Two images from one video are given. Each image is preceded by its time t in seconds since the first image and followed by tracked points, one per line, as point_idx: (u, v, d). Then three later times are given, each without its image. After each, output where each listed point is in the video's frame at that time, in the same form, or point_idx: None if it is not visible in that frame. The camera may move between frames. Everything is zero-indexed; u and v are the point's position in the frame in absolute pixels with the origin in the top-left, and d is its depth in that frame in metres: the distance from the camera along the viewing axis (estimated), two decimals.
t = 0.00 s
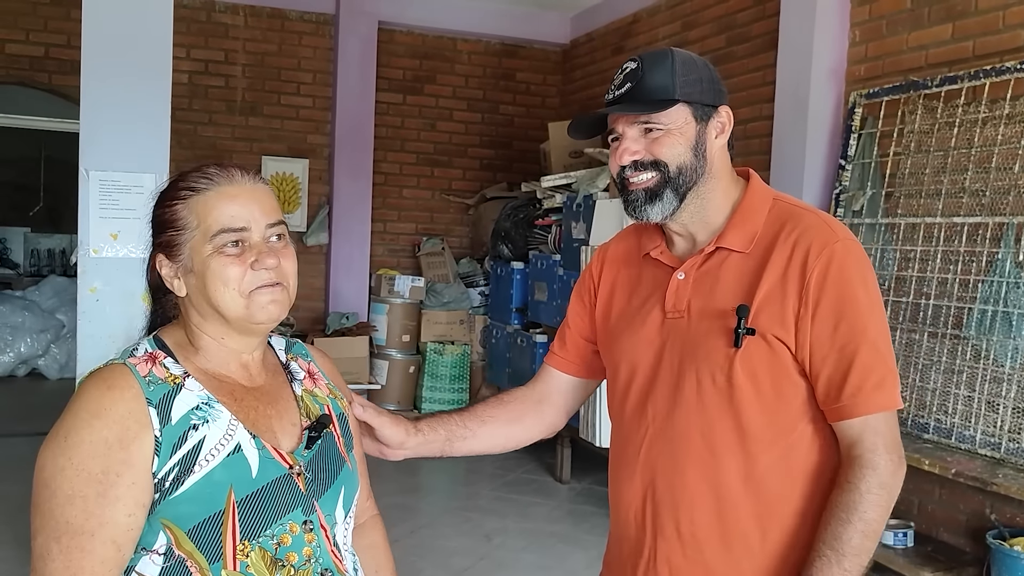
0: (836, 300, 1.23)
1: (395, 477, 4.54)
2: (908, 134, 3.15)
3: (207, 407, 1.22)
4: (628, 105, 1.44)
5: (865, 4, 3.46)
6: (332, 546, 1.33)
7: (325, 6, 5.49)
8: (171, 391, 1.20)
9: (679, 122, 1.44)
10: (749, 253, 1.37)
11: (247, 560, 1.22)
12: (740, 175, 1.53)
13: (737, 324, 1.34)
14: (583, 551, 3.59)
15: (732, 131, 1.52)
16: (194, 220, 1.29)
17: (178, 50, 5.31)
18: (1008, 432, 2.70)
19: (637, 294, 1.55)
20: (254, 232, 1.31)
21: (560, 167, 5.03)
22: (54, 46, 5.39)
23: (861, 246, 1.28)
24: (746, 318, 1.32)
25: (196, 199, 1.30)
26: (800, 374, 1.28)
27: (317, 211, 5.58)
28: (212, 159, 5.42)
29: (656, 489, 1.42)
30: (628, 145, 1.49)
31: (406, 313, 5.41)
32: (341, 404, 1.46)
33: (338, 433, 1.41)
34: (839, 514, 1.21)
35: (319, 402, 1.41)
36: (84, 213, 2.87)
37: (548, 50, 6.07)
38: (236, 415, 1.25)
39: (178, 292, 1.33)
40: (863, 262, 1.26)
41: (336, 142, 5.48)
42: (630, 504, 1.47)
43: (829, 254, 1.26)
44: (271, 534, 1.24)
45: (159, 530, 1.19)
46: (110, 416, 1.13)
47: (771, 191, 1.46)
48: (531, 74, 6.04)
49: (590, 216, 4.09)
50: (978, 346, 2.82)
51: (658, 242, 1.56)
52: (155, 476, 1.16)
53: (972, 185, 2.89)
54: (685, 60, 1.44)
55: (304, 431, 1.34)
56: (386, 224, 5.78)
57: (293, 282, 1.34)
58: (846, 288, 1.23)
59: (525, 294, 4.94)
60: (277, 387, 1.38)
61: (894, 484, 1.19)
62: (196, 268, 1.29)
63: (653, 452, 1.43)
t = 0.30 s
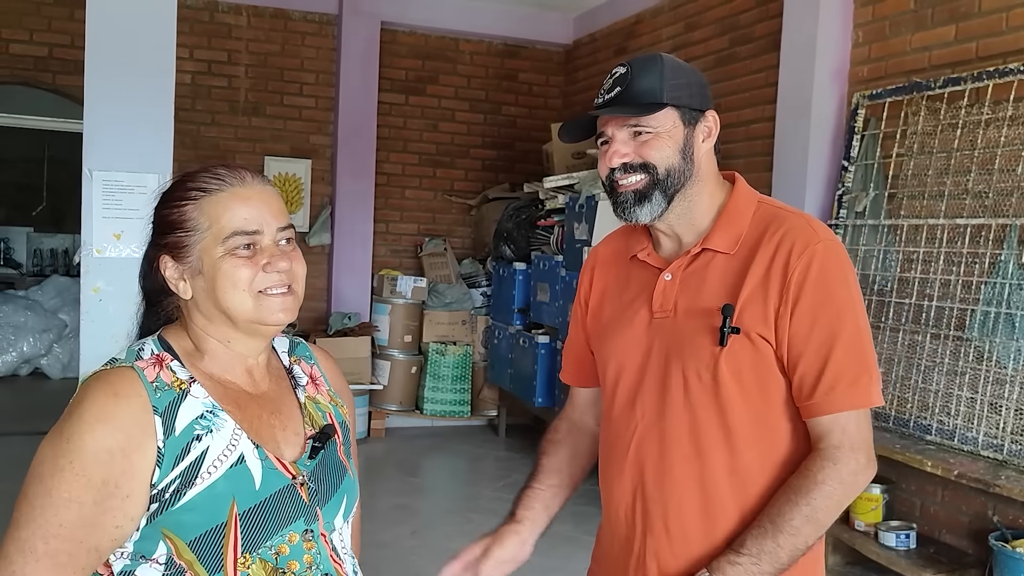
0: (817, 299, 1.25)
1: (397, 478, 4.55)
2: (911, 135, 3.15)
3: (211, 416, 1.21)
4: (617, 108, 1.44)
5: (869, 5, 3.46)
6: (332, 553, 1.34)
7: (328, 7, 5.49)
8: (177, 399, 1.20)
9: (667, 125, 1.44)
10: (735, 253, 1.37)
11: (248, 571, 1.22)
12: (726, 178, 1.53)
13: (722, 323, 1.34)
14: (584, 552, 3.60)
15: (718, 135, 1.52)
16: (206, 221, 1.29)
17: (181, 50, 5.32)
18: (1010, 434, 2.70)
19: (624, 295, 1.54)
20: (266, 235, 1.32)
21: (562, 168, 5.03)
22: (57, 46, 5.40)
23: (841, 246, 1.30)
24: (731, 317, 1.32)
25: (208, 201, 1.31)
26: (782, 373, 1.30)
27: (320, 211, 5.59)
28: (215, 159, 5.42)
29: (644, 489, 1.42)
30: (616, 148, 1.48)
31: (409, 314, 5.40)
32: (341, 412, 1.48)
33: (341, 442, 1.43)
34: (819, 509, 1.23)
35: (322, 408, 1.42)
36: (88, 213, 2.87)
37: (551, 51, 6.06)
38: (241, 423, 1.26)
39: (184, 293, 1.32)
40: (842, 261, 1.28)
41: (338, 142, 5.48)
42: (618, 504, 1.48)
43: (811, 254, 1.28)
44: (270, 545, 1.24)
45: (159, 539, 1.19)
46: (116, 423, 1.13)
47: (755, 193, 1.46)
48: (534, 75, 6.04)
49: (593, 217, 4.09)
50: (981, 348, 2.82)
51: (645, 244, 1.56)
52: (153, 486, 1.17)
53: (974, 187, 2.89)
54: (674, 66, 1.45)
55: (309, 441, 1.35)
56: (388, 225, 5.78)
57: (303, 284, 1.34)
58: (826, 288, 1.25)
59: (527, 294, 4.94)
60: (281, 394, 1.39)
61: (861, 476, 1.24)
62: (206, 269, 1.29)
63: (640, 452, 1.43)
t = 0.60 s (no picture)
0: (791, 300, 1.29)
1: (398, 478, 4.55)
2: (913, 137, 3.15)
3: (210, 428, 1.20)
4: (605, 114, 1.48)
5: (871, 6, 3.46)
6: (332, 551, 1.36)
7: (331, 7, 5.50)
8: (177, 411, 1.18)
9: (655, 130, 1.47)
10: (721, 255, 1.42)
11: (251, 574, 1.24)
12: (718, 184, 1.56)
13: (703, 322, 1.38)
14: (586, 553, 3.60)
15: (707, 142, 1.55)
16: (263, 227, 1.28)
17: (184, 50, 5.32)
18: (1012, 436, 2.70)
19: (616, 294, 1.59)
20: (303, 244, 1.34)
21: (564, 169, 5.04)
22: (60, 46, 5.40)
23: (819, 250, 1.34)
24: (711, 315, 1.37)
25: (260, 205, 1.29)
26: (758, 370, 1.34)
27: (322, 212, 5.60)
28: (217, 159, 5.42)
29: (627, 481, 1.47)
30: (607, 153, 1.51)
31: (411, 314, 5.38)
32: (334, 410, 1.51)
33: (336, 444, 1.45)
34: (780, 501, 1.28)
35: (319, 409, 1.44)
36: (90, 213, 2.87)
37: (553, 51, 6.06)
38: (241, 432, 1.26)
39: (219, 297, 1.27)
40: (818, 262, 1.32)
41: (340, 143, 5.48)
42: (605, 495, 1.53)
43: (789, 255, 1.32)
44: (273, 550, 1.26)
45: (159, 547, 1.19)
46: (113, 443, 1.11)
47: (746, 198, 1.50)
48: (536, 76, 6.04)
49: (595, 218, 4.09)
50: (983, 349, 2.82)
51: (639, 246, 1.60)
52: (152, 501, 1.15)
53: (976, 188, 2.89)
54: (660, 74, 1.49)
55: (306, 444, 1.36)
56: (390, 225, 5.78)
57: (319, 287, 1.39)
58: (801, 289, 1.29)
59: (529, 295, 4.93)
60: (279, 398, 1.40)
61: (817, 469, 1.28)
62: (259, 274, 1.27)
63: (625, 445, 1.48)
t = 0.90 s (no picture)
0: (792, 297, 1.29)
1: (399, 478, 4.55)
2: (916, 137, 3.15)
3: (219, 423, 1.18)
4: (611, 117, 1.47)
5: (873, 6, 3.46)
6: (332, 540, 1.40)
7: (333, 7, 5.50)
8: (187, 408, 1.16)
9: (659, 131, 1.47)
10: (724, 254, 1.41)
11: (266, 562, 1.25)
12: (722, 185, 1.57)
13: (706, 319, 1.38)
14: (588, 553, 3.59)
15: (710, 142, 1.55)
16: (272, 223, 1.27)
17: (185, 49, 5.32)
18: (1014, 436, 2.69)
19: (621, 293, 1.59)
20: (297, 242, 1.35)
21: (566, 169, 5.04)
22: (62, 45, 5.40)
23: (821, 248, 1.33)
24: (714, 313, 1.36)
25: (269, 203, 1.28)
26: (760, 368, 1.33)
27: (323, 211, 5.60)
28: (219, 159, 5.42)
29: (632, 478, 1.47)
30: (612, 154, 1.51)
31: (411, 314, 5.39)
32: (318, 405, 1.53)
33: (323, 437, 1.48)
34: (783, 499, 1.27)
35: (308, 401, 1.47)
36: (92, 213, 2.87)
37: (555, 52, 6.06)
38: (245, 424, 1.26)
39: (227, 292, 1.25)
40: (820, 261, 1.31)
41: (342, 143, 5.48)
42: (610, 492, 1.54)
43: (791, 254, 1.32)
44: (285, 539, 1.28)
45: (176, 543, 1.17)
46: (133, 444, 1.08)
47: (750, 198, 1.50)
48: (538, 76, 6.04)
49: (596, 218, 4.08)
50: (985, 349, 2.82)
51: (644, 245, 1.60)
52: (169, 498, 1.13)
53: (979, 189, 2.88)
54: (662, 76, 1.48)
55: (303, 436, 1.38)
56: (392, 225, 5.78)
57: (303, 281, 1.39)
58: (802, 287, 1.29)
59: (531, 295, 4.93)
60: (271, 390, 1.41)
61: (817, 467, 1.28)
62: (269, 269, 1.26)
63: (631, 443, 1.48)
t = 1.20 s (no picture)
0: (815, 303, 1.28)
1: (401, 478, 4.55)
2: (917, 137, 3.15)
3: (222, 413, 1.20)
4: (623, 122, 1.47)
5: (874, 7, 3.46)
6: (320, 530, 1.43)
7: (334, 7, 5.50)
8: (193, 398, 1.17)
9: (670, 137, 1.45)
10: (747, 257, 1.40)
11: (264, 547, 1.26)
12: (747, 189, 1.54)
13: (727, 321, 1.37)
14: (590, 553, 3.60)
15: (731, 142, 1.50)
16: (238, 217, 1.29)
17: (187, 50, 5.32)
18: (1016, 437, 2.69)
19: (640, 292, 1.58)
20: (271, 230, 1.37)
21: (567, 169, 5.04)
22: (64, 46, 5.41)
23: (847, 256, 1.32)
24: (736, 315, 1.35)
25: (233, 198, 1.30)
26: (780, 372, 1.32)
27: (325, 211, 5.60)
28: (220, 159, 5.42)
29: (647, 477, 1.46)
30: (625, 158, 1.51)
31: (413, 314, 5.39)
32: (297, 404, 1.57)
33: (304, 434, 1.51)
34: (798, 503, 1.26)
35: (291, 397, 1.51)
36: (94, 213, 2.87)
37: (556, 52, 6.06)
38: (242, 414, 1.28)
39: (207, 289, 1.27)
40: (844, 268, 1.30)
41: (344, 144, 5.49)
42: (624, 490, 1.52)
43: (816, 260, 1.31)
44: (283, 526, 1.30)
45: (183, 528, 1.17)
46: (152, 429, 1.09)
47: (775, 203, 1.48)
48: (539, 76, 6.04)
49: (598, 218, 4.09)
50: (987, 350, 2.82)
51: (665, 245, 1.58)
52: (179, 483, 1.14)
53: (980, 189, 2.88)
54: (677, 79, 1.45)
55: (291, 429, 1.41)
56: (393, 226, 5.79)
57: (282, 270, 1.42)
58: (826, 293, 1.28)
59: (532, 296, 4.94)
60: (260, 386, 1.43)
61: (834, 473, 1.27)
62: (243, 262, 1.28)
63: (647, 442, 1.47)
